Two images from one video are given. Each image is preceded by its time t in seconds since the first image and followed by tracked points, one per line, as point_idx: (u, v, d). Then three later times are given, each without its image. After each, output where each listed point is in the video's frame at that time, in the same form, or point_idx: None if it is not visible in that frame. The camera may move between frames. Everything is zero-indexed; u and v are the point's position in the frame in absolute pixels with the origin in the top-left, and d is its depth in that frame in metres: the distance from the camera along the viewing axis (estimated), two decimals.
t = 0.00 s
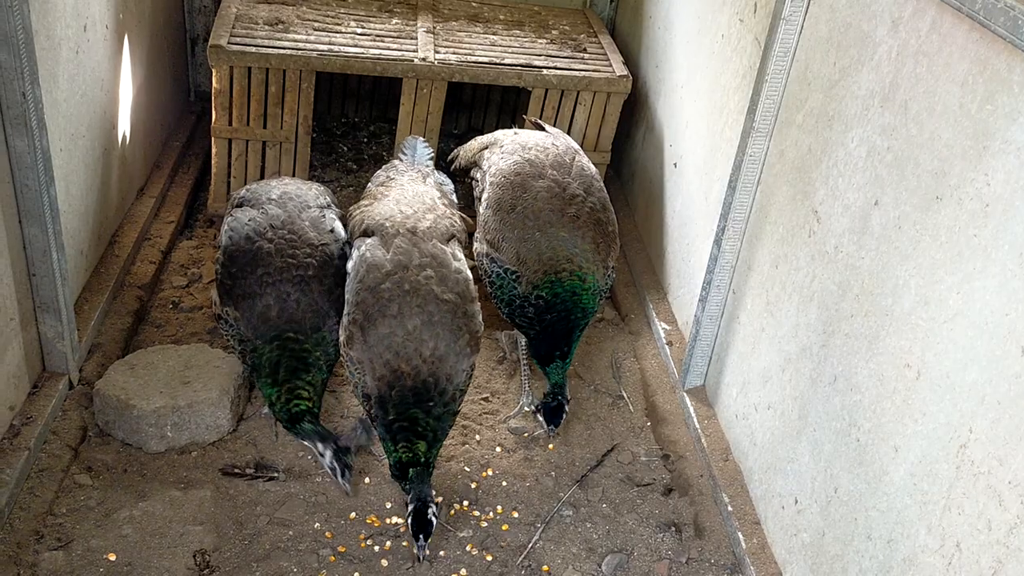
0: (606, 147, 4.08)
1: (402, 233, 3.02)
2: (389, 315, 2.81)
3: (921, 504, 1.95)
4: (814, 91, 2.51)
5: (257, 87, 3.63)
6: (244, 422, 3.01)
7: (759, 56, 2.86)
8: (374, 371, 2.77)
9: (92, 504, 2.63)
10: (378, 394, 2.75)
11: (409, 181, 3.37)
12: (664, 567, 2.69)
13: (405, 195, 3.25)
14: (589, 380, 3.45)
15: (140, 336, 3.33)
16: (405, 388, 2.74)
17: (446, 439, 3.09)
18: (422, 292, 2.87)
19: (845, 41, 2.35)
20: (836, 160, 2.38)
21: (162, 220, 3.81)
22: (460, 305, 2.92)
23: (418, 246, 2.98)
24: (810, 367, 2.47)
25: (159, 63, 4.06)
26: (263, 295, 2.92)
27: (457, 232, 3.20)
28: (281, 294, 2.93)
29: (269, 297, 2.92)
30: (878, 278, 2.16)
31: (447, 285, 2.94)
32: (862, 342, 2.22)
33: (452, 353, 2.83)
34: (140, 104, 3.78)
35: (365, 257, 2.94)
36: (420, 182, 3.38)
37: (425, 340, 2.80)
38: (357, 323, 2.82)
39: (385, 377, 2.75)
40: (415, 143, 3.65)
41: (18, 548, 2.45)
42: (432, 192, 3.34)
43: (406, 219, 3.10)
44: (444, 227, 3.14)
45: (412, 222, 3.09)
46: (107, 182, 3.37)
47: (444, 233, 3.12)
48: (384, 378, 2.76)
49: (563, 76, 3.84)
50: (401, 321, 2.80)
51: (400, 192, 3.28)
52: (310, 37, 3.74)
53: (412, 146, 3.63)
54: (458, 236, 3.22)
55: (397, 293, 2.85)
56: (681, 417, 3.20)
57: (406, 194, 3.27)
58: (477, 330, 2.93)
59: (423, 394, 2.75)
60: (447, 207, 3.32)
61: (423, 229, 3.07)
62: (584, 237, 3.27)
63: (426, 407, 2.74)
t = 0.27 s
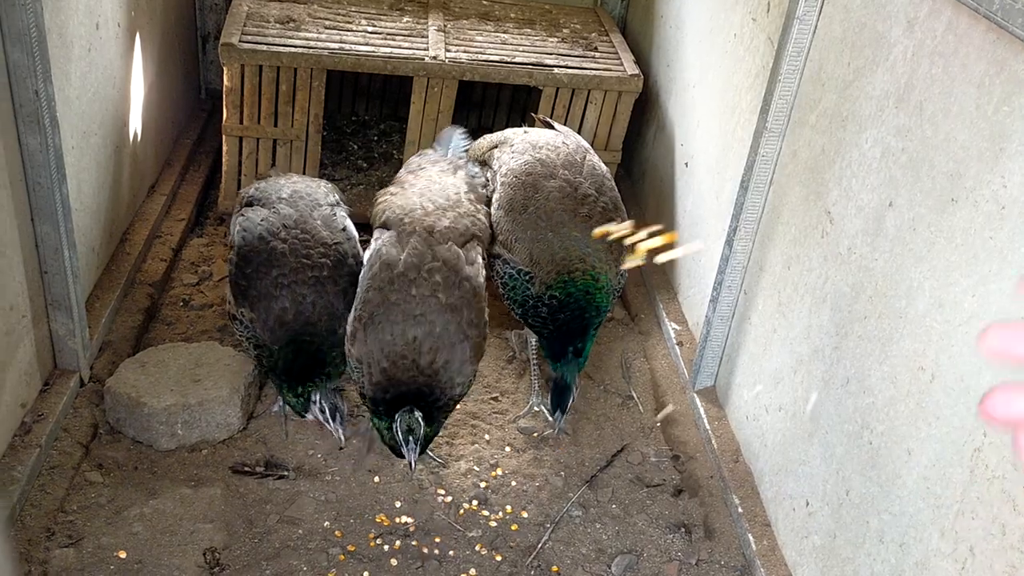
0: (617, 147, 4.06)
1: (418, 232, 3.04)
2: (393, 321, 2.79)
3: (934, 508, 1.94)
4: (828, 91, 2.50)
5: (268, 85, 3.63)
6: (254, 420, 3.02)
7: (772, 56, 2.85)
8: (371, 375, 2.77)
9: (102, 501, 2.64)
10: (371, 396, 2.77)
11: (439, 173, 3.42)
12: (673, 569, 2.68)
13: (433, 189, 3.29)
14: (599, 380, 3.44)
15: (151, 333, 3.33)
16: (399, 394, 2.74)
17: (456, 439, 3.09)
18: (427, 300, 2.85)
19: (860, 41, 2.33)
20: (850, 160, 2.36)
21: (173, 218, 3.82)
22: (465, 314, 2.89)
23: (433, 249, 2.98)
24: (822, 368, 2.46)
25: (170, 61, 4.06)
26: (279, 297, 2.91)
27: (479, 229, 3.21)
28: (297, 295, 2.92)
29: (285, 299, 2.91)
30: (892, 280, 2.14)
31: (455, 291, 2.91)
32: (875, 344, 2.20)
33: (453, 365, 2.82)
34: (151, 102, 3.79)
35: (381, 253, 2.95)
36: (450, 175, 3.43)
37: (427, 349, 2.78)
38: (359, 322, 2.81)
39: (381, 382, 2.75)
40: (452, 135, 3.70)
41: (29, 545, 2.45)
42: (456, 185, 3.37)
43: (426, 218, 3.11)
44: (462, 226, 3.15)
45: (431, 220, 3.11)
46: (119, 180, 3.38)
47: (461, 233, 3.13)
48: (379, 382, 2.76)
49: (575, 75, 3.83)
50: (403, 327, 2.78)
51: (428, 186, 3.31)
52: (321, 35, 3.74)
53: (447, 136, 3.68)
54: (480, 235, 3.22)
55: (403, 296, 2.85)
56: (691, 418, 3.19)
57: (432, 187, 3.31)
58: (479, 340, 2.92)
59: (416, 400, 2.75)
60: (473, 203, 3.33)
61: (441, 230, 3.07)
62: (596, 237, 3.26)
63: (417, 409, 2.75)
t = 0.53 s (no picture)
0: (623, 145, 4.06)
1: (413, 224, 3.04)
2: (382, 305, 2.83)
3: (941, 504, 1.94)
4: (835, 88, 2.50)
5: (276, 83, 3.64)
6: (261, 417, 3.03)
7: (779, 54, 2.85)
8: (362, 359, 2.80)
9: (112, 497, 2.65)
10: (363, 379, 2.78)
11: (447, 157, 3.39)
12: (681, 566, 2.69)
13: (437, 178, 3.26)
14: (605, 378, 3.45)
15: (159, 331, 3.35)
16: (388, 374, 2.75)
17: (463, 436, 3.10)
18: (416, 288, 2.87)
19: (868, 38, 2.33)
20: (857, 157, 2.37)
21: (180, 216, 3.83)
22: (456, 303, 2.91)
23: (426, 241, 2.99)
24: (829, 366, 2.46)
25: (178, 59, 4.08)
26: (284, 293, 2.93)
27: (480, 222, 3.19)
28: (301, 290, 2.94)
29: (290, 294, 2.93)
30: (900, 277, 2.14)
31: (446, 282, 2.92)
32: (883, 341, 2.20)
33: (440, 351, 2.82)
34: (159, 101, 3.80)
35: (375, 244, 2.99)
36: (458, 160, 3.40)
37: (415, 334, 2.81)
38: (350, 309, 2.85)
39: (370, 364, 2.78)
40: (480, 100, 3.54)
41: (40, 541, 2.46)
42: (465, 171, 3.34)
43: (425, 210, 3.09)
44: (459, 219, 3.13)
45: (430, 212, 3.09)
46: (127, 178, 3.39)
47: (459, 227, 3.10)
48: (369, 364, 2.78)
49: (581, 74, 3.83)
50: (391, 312, 2.82)
51: (431, 175, 3.27)
52: (328, 33, 3.75)
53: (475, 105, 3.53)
54: (481, 227, 3.21)
55: (395, 285, 2.87)
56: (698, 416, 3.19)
57: (435, 174, 3.29)
58: (470, 330, 2.93)
59: (405, 381, 2.74)
60: (477, 193, 3.29)
61: (438, 223, 3.05)
62: (602, 235, 3.27)
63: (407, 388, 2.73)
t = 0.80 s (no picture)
0: (623, 142, 4.07)
1: (409, 218, 3.06)
2: (382, 297, 2.83)
3: (938, 499, 1.95)
4: (834, 85, 2.50)
5: (276, 81, 3.65)
6: (262, 413, 3.04)
7: (778, 51, 2.85)
8: (364, 353, 2.82)
9: (113, 493, 2.66)
10: (365, 374, 2.81)
11: (438, 154, 3.42)
12: (680, 561, 2.70)
13: (430, 173, 3.29)
14: (605, 374, 3.46)
15: (160, 328, 3.36)
16: (390, 370, 2.78)
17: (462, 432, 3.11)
18: (417, 281, 2.88)
19: (866, 35, 2.33)
20: (855, 154, 2.37)
21: (181, 214, 3.85)
22: (455, 294, 2.92)
23: (422, 234, 3.01)
24: (827, 361, 2.47)
25: (178, 57, 4.08)
26: (276, 283, 2.93)
27: (473, 217, 3.21)
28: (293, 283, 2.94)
29: (282, 286, 2.93)
30: (898, 274, 2.15)
31: (444, 274, 2.93)
32: (881, 336, 2.21)
33: (442, 343, 2.83)
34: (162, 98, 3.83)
35: (373, 239, 2.99)
36: (450, 156, 3.42)
37: (416, 327, 2.81)
38: (352, 304, 2.85)
39: (372, 359, 2.80)
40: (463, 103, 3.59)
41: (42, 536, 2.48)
42: (456, 167, 3.36)
43: (420, 205, 3.11)
44: (454, 212, 3.15)
45: (424, 206, 3.11)
46: (127, 175, 3.41)
47: (454, 221, 3.12)
48: (371, 359, 2.80)
49: (581, 71, 3.84)
50: (392, 305, 2.82)
51: (425, 171, 3.30)
52: (328, 31, 3.75)
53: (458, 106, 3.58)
54: (475, 222, 3.23)
55: (395, 277, 2.87)
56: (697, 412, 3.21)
57: (430, 170, 3.31)
58: (470, 321, 2.93)
59: (407, 378, 2.78)
60: (471, 188, 3.31)
61: (433, 217, 3.07)
62: (598, 230, 3.28)
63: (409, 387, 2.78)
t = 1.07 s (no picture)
0: (622, 142, 4.08)
1: (407, 219, 3.07)
2: (384, 298, 2.84)
3: (934, 496, 1.96)
4: (830, 85, 2.51)
5: (276, 83, 3.67)
6: (263, 414, 3.05)
7: (775, 52, 2.86)
8: (367, 355, 2.80)
9: (115, 494, 2.68)
10: (369, 377, 2.79)
11: (433, 156, 3.44)
12: (679, 560, 2.71)
13: (425, 175, 3.31)
14: (604, 374, 3.47)
15: (161, 329, 3.37)
16: (395, 372, 2.76)
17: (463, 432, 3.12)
18: (418, 281, 2.89)
19: (862, 35, 2.35)
20: (852, 154, 2.39)
21: (181, 215, 3.86)
22: (456, 294, 2.93)
23: (421, 234, 3.03)
24: (825, 360, 2.48)
25: (178, 59, 4.10)
26: (276, 290, 2.94)
27: (469, 219, 3.22)
28: (294, 289, 2.95)
29: (282, 293, 2.93)
30: (895, 273, 2.16)
31: (444, 274, 2.95)
32: (878, 335, 2.22)
33: (445, 343, 2.84)
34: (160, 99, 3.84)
35: (371, 241, 3.00)
36: (445, 158, 3.44)
37: (419, 327, 2.82)
38: (354, 306, 2.85)
39: (376, 361, 2.78)
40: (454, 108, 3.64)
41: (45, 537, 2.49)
42: (451, 169, 3.38)
43: (417, 206, 3.13)
44: (451, 213, 3.17)
45: (421, 207, 3.13)
46: (128, 177, 3.42)
47: (451, 222, 3.15)
48: (375, 361, 2.78)
49: (579, 72, 3.85)
50: (394, 306, 2.83)
51: (421, 172, 3.33)
52: (328, 33, 3.77)
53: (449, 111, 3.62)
54: (471, 223, 3.25)
55: (395, 277, 2.89)
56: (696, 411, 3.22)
57: (426, 171, 3.33)
58: (471, 320, 2.95)
59: (412, 380, 2.77)
60: (467, 189, 3.34)
61: (430, 217, 3.10)
62: (598, 228, 3.29)
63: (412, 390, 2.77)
